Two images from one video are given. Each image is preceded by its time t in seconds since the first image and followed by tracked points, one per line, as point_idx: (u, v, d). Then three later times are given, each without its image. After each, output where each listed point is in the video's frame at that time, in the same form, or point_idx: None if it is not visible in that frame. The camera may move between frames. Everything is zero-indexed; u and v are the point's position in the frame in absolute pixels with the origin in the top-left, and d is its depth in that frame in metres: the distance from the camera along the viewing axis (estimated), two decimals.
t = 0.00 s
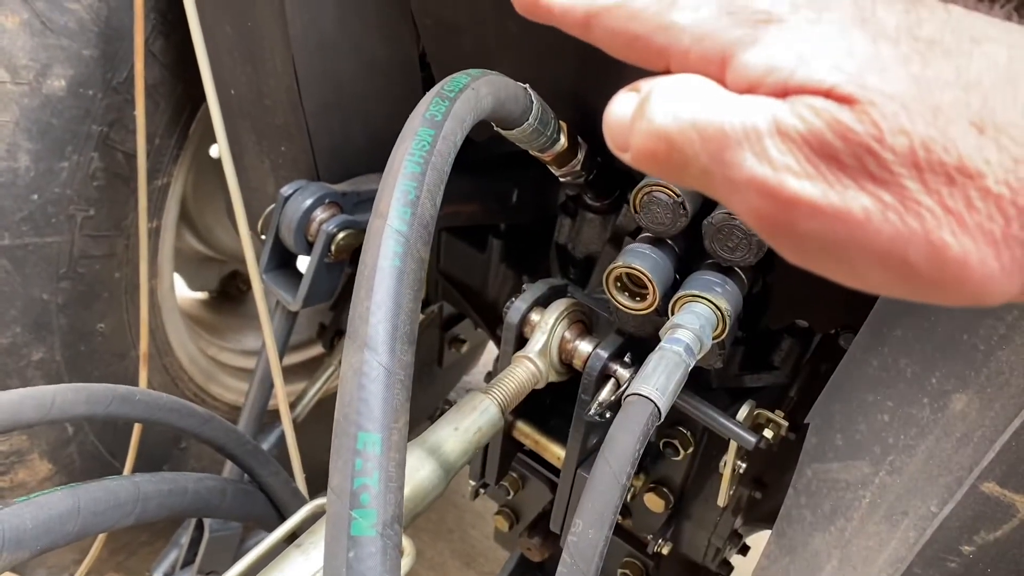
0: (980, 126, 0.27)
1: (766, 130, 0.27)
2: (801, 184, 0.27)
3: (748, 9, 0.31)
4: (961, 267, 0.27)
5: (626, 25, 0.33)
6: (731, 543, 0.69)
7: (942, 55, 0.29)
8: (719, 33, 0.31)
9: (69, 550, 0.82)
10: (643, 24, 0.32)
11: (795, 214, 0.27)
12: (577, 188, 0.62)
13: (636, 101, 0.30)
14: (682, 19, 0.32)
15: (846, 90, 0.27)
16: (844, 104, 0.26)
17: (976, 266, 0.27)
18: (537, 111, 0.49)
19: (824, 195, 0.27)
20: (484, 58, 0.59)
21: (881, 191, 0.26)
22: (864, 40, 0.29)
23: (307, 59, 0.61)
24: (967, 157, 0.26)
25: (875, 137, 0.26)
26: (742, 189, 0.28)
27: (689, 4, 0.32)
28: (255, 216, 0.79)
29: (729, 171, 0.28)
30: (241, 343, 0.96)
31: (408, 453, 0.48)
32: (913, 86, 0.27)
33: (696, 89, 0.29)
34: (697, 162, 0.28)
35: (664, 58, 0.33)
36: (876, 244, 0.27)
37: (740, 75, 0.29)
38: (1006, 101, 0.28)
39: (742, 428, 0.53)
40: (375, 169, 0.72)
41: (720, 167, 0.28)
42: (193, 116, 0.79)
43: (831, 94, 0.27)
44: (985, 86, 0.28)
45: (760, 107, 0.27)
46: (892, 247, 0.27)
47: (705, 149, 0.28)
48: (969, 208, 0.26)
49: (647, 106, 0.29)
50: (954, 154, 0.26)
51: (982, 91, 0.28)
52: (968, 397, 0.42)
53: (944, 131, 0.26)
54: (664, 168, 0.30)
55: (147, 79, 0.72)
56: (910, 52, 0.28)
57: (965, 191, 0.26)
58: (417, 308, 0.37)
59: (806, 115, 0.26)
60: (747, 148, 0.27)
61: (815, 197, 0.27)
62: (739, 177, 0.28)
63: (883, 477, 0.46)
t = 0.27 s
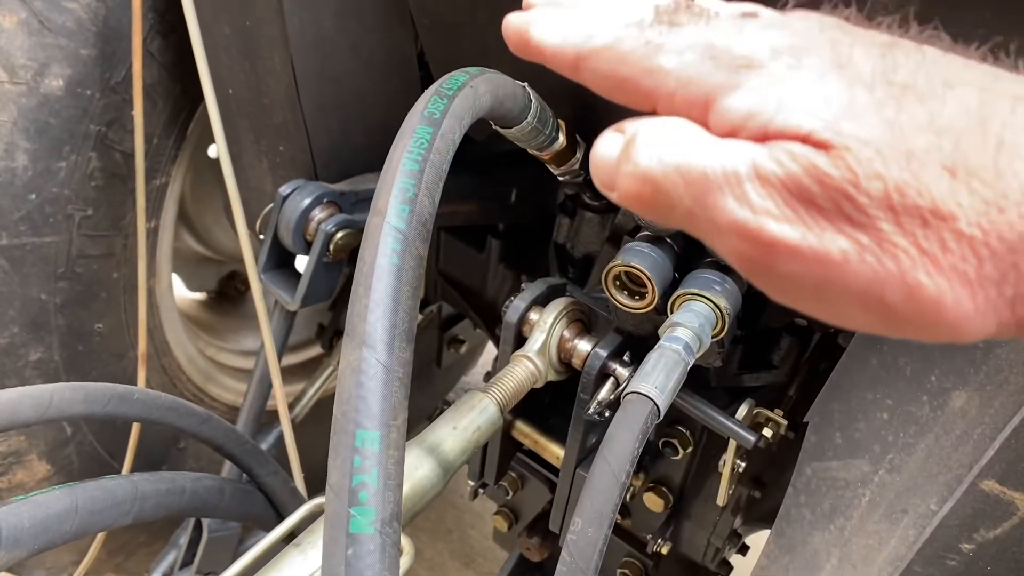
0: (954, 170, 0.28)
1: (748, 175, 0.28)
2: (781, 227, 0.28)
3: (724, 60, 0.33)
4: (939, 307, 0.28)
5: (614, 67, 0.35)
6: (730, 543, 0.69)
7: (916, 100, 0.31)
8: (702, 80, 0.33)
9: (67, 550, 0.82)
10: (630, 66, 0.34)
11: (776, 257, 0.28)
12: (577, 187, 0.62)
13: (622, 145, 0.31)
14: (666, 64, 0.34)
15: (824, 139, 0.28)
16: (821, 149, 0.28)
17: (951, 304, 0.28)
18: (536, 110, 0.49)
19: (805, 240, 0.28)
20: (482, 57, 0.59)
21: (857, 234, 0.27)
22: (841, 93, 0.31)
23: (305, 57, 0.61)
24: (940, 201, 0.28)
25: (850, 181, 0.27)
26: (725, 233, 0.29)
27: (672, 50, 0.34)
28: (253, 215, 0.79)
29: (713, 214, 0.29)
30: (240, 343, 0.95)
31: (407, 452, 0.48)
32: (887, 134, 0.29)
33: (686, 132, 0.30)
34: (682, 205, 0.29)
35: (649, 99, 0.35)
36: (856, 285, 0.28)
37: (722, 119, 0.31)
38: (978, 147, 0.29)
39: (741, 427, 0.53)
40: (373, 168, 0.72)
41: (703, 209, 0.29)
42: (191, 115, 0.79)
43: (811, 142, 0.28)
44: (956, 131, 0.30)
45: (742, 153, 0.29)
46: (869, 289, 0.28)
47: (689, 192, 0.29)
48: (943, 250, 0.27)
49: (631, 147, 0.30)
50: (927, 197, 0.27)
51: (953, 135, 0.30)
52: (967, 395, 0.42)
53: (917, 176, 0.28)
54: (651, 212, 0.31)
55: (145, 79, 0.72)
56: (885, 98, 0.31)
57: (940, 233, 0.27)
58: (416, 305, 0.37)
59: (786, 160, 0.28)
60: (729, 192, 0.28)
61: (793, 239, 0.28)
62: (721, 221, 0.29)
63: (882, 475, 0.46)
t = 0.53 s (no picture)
0: (914, 248, 0.27)
1: (716, 249, 0.27)
2: (750, 302, 0.27)
3: (709, 136, 0.32)
4: (898, 379, 0.28)
5: (601, 139, 0.33)
6: (727, 543, 0.69)
7: (876, 180, 0.30)
8: (682, 155, 0.31)
9: (63, 551, 0.81)
10: (617, 141, 0.33)
11: (743, 329, 0.28)
12: (573, 186, 0.61)
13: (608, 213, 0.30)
14: (650, 139, 0.32)
15: (789, 217, 0.28)
16: (787, 229, 0.27)
17: (912, 378, 0.27)
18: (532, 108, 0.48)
19: (768, 315, 0.27)
20: (479, 56, 0.59)
21: (823, 310, 0.27)
22: (800, 167, 0.30)
23: (301, 57, 0.61)
24: (901, 278, 0.27)
25: (814, 260, 0.27)
26: (697, 305, 0.28)
27: (658, 125, 0.33)
28: (249, 215, 0.79)
29: (683, 286, 0.28)
30: (237, 344, 0.95)
31: (403, 451, 0.48)
32: (850, 212, 0.28)
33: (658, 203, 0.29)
34: (660, 275, 0.29)
35: (637, 175, 0.33)
36: (824, 358, 0.28)
37: (699, 194, 0.30)
38: (941, 226, 0.28)
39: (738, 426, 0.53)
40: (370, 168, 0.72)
41: (678, 282, 0.28)
42: (188, 115, 0.79)
43: (776, 220, 0.28)
44: (916, 208, 0.29)
45: (710, 227, 0.28)
46: (837, 361, 0.27)
47: (659, 262, 0.28)
48: (906, 327, 0.27)
49: (615, 218, 0.30)
50: (887, 273, 0.27)
51: (913, 214, 0.28)
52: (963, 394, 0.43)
53: (880, 253, 0.27)
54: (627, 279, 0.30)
55: (141, 79, 0.72)
56: (848, 180, 0.29)
57: (900, 311, 0.27)
58: (410, 303, 0.37)
59: (747, 234, 0.27)
60: (697, 265, 0.28)
61: (762, 314, 0.27)
62: (694, 294, 0.28)
63: (879, 474, 0.47)
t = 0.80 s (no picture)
0: (912, 265, 0.29)
1: (720, 266, 0.29)
2: (750, 316, 0.30)
3: (710, 151, 0.33)
4: (894, 390, 0.30)
5: (605, 154, 0.35)
6: (726, 543, 0.69)
7: (876, 200, 0.31)
8: (684, 170, 0.33)
9: (60, 552, 0.81)
10: (620, 155, 0.34)
11: (745, 342, 0.30)
12: (571, 186, 0.61)
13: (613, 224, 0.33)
14: (652, 153, 0.34)
15: (789, 233, 0.29)
16: (788, 245, 0.29)
17: (907, 389, 0.30)
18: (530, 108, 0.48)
19: (770, 328, 0.30)
20: (476, 56, 0.59)
21: (820, 322, 0.29)
22: (806, 183, 0.31)
23: (298, 57, 0.61)
24: (898, 294, 0.29)
25: (813, 275, 0.29)
26: (703, 317, 0.31)
27: (659, 140, 0.34)
28: (247, 215, 0.79)
29: (690, 299, 0.30)
30: (234, 344, 0.95)
31: (400, 451, 0.48)
32: (853, 229, 0.30)
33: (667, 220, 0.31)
34: (663, 287, 0.31)
35: (639, 188, 0.34)
36: (822, 368, 0.30)
37: (701, 210, 0.32)
38: (939, 244, 0.30)
39: (736, 426, 0.53)
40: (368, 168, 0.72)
41: (682, 294, 0.31)
42: (185, 115, 0.79)
43: (776, 236, 0.30)
44: (914, 226, 0.31)
45: (713, 242, 0.30)
46: (833, 372, 0.30)
47: (669, 277, 0.31)
48: (901, 340, 0.29)
49: (619, 229, 0.32)
50: (884, 289, 0.29)
51: (911, 233, 0.30)
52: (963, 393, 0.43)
53: (877, 270, 0.29)
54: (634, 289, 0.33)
55: (138, 78, 0.72)
56: (848, 197, 0.31)
57: (897, 325, 0.29)
58: (407, 303, 0.37)
59: (752, 251, 0.29)
60: (703, 281, 0.30)
61: (762, 326, 0.30)
62: (698, 307, 0.30)
63: (876, 474, 0.46)
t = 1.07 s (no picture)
0: (924, 242, 0.30)
1: (728, 243, 0.30)
2: (758, 294, 0.30)
3: (718, 125, 0.33)
4: (905, 370, 0.30)
5: (608, 129, 0.34)
6: (724, 543, 0.69)
7: (888, 175, 0.31)
8: (691, 145, 0.33)
9: (58, 552, 0.81)
10: (625, 129, 0.34)
11: (753, 321, 0.31)
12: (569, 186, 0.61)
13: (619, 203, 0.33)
14: (657, 127, 0.33)
15: (799, 209, 0.30)
16: (797, 221, 0.29)
17: (916, 368, 0.30)
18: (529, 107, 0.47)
19: (777, 306, 0.30)
20: (474, 56, 0.59)
21: (829, 301, 0.30)
22: (818, 159, 0.31)
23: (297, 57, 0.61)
24: (909, 272, 0.29)
25: (823, 252, 0.29)
26: (710, 296, 0.31)
27: (665, 114, 0.34)
28: (245, 215, 0.79)
29: (697, 278, 0.31)
30: (232, 344, 0.95)
31: (398, 451, 0.47)
32: (863, 205, 0.30)
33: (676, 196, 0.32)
34: (670, 266, 0.31)
35: (645, 163, 0.34)
36: (830, 348, 0.30)
37: (708, 184, 0.32)
38: (951, 220, 0.30)
39: (734, 426, 0.53)
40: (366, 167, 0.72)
41: (690, 273, 0.31)
42: (183, 115, 0.79)
43: (785, 211, 0.30)
44: (926, 203, 0.31)
45: (721, 220, 0.30)
46: (842, 353, 0.30)
47: (677, 255, 0.31)
48: (910, 319, 0.30)
49: (626, 206, 0.32)
50: (895, 267, 0.29)
51: (923, 208, 0.30)
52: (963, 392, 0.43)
53: (888, 247, 0.29)
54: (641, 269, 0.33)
55: (136, 78, 0.72)
56: (858, 172, 0.31)
57: (908, 304, 0.29)
58: (405, 303, 0.36)
59: (760, 228, 0.30)
60: (711, 259, 0.30)
61: (770, 305, 0.30)
62: (705, 286, 0.31)
63: (875, 474, 0.47)
